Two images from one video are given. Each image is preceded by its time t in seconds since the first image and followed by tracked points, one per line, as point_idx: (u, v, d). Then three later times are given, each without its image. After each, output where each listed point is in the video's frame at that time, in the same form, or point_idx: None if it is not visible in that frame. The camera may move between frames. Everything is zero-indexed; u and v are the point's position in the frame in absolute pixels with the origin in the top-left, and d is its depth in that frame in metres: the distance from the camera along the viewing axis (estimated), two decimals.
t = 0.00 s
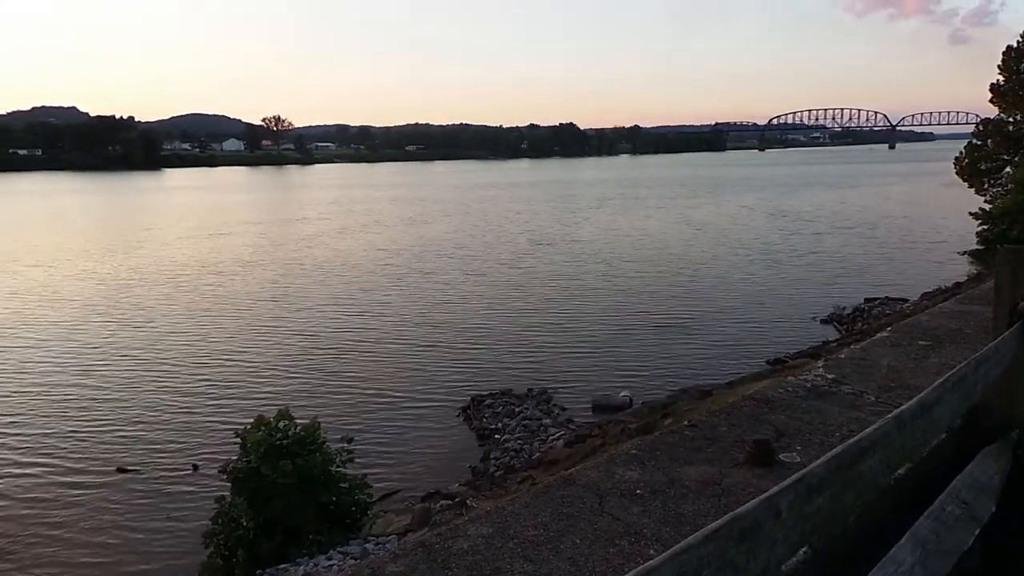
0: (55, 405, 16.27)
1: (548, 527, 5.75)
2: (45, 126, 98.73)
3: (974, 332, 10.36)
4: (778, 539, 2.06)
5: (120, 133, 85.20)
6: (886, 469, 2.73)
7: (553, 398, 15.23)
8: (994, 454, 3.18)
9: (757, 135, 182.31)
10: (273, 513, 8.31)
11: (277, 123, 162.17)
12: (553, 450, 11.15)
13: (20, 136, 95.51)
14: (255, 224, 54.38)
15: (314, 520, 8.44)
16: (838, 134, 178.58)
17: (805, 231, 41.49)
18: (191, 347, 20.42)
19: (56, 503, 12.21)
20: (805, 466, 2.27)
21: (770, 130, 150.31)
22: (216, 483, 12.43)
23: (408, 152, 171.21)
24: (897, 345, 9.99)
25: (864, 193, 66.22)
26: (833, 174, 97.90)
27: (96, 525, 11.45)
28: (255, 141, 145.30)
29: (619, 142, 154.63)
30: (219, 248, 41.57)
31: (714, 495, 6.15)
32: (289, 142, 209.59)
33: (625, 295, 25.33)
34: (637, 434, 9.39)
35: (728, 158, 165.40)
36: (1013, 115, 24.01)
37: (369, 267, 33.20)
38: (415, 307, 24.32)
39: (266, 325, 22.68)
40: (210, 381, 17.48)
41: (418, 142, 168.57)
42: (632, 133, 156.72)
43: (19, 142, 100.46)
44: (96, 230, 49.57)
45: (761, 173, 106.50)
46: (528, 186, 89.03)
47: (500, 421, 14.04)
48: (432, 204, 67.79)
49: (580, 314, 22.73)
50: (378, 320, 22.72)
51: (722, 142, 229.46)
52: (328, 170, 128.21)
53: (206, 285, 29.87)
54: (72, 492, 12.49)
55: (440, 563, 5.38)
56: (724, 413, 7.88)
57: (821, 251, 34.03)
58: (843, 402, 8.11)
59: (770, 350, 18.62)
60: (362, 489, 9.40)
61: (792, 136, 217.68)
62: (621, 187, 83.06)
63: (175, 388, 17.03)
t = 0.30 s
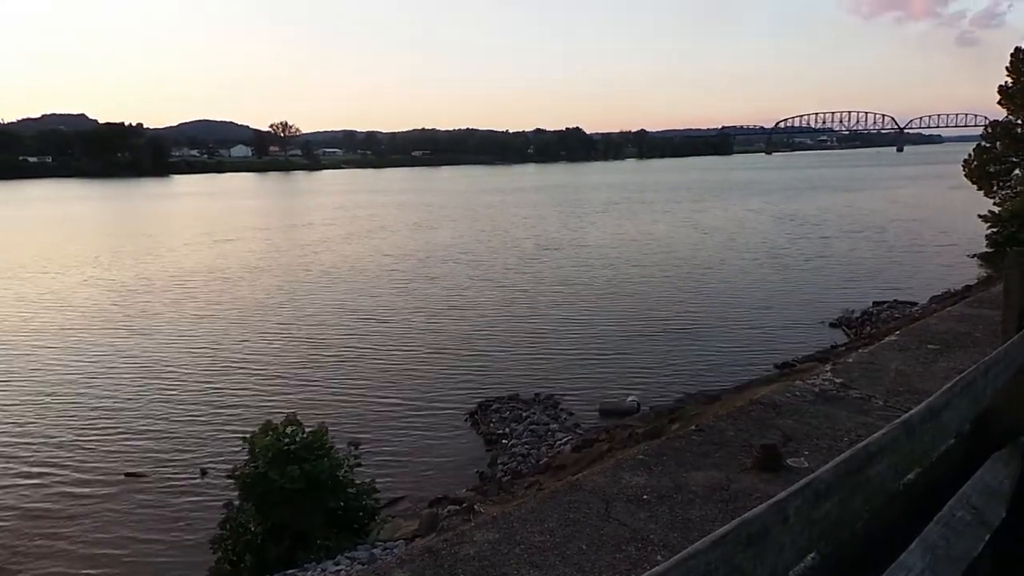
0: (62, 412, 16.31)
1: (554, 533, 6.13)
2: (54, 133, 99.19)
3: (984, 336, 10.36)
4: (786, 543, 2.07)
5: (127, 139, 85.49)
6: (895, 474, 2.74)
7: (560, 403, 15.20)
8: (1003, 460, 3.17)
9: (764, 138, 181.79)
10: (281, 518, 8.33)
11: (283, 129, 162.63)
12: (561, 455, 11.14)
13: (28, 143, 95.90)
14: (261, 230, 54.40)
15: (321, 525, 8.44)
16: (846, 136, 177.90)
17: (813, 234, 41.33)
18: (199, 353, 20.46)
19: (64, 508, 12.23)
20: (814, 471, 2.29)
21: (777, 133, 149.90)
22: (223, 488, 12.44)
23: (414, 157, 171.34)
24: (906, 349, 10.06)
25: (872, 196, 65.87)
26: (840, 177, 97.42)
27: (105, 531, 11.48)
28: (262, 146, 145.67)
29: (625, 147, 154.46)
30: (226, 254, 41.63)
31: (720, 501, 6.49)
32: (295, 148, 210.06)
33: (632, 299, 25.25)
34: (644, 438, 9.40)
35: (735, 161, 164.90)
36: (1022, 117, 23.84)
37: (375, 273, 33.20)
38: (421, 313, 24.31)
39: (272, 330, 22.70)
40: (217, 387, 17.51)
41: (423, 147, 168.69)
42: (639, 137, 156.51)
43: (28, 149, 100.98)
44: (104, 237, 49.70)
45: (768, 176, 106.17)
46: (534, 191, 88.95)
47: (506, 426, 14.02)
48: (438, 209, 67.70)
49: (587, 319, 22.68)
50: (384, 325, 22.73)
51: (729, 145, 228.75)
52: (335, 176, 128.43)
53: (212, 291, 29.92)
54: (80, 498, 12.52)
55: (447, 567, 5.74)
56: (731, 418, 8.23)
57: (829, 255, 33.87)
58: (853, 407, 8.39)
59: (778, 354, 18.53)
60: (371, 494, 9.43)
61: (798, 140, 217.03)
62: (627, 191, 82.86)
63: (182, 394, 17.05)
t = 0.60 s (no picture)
0: (72, 412, 16.38)
1: (560, 535, 6.15)
2: (65, 135, 99.73)
3: (993, 341, 10.29)
4: (794, 547, 2.09)
5: (138, 140, 85.87)
6: (905, 478, 2.74)
7: (568, 405, 15.20)
8: (1013, 465, 3.16)
9: (773, 140, 181.32)
10: (289, 519, 8.36)
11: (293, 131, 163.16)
12: (568, 457, 11.12)
13: (40, 145, 96.67)
14: (270, 232, 54.50)
15: (329, 526, 8.47)
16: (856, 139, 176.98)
17: (823, 237, 41.12)
18: (208, 354, 20.57)
19: (75, 507, 12.32)
20: (820, 476, 2.31)
21: (786, 135, 149.38)
22: (232, 488, 12.50)
23: (423, 159, 171.65)
24: (915, 354, 10.00)
25: (882, 198, 65.53)
26: (850, 179, 96.86)
27: (115, 530, 11.55)
28: (272, 148, 146.31)
29: (634, 149, 154.31)
30: (235, 255, 41.82)
31: (727, 504, 6.48)
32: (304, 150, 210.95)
33: (640, 301, 25.22)
34: (652, 441, 9.38)
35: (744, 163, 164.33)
36: None
37: (384, 274, 33.27)
38: (430, 314, 24.35)
39: (281, 332, 22.78)
40: (226, 388, 17.59)
41: (432, 150, 169.07)
42: (647, 139, 156.11)
43: (40, 151, 101.62)
44: (114, 239, 49.92)
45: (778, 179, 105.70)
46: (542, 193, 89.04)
47: (514, 428, 14.00)
48: (446, 211, 67.70)
49: (595, 320, 22.66)
50: (393, 327, 22.78)
51: (738, 148, 228.34)
52: (344, 178, 128.74)
53: (222, 292, 30.06)
54: (91, 497, 12.60)
55: (452, 569, 5.77)
56: (740, 421, 8.22)
57: (838, 258, 33.71)
58: (863, 410, 8.35)
59: (787, 357, 18.48)
60: (378, 495, 9.46)
61: (808, 141, 216.42)
62: (636, 193, 82.76)
63: (190, 395, 17.10)
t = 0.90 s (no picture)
0: (90, 411, 16.55)
1: (575, 535, 6.14)
2: (83, 135, 100.59)
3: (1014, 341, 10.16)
4: (809, 551, 2.23)
5: (155, 141, 86.47)
6: (926, 478, 2.78)
7: (582, 404, 15.17)
8: None
9: (789, 138, 180.03)
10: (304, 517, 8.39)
11: (308, 130, 163.68)
12: (582, 456, 11.10)
13: (60, 147, 97.66)
14: (285, 231, 54.68)
15: (344, 525, 8.49)
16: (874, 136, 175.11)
17: (839, 236, 40.79)
18: (225, 353, 20.72)
19: (93, 504, 12.45)
20: (837, 478, 2.41)
21: (803, 133, 148.24)
22: (248, 486, 12.58)
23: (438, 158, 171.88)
24: (934, 354, 9.89)
25: (900, 197, 64.85)
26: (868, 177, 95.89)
27: (132, 526, 11.66)
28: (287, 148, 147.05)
29: (649, 148, 153.75)
30: (250, 255, 42.07)
31: (744, 505, 6.44)
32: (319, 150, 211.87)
33: (655, 301, 25.12)
34: (666, 441, 9.35)
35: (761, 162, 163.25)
36: None
37: (398, 274, 33.36)
38: (444, 314, 24.38)
39: (296, 331, 22.90)
40: (242, 387, 17.71)
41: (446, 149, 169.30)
42: (662, 138, 155.32)
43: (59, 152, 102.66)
44: (132, 239, 50.30)
45: (795, 176, 104.73)
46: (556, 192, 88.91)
47: (528, 427, 14.00)
48: (461, 211, 67.68)
49: (609, 320, 22.60)
50: (407, 326, 22.83)
51: (754, 146, 227.04)
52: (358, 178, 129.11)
53: (237, 292, 30.24)
54: (109, 494, 12.73)
55: (466, 568, 5.79)
56: (757, 421, 8.18)
57: (855, 257, 33.41)
58: (881, 411, 8.28)
59: (803, 357, 18.34)
60: (393, 494, 9.48)
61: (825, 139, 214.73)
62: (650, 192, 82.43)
63: (206, 394, 17.20)
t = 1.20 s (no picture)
0: (110, 410, 16.74)
1: (591, 535, 6.11)
2: (101, 136, 101.48)
3: None
4: (830, 551, 2.20)
5: (172, 142, 87.14)
6: (946, 478, 2.75)
7: (597, 403, 15.16)
8: None
9: (806, 134, 178.88)
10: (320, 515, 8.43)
11: (322, 130, 164.31)
12: (598, 455, 11.08)
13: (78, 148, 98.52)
14: (300, 231, 54.92)
15: (360, 523, 8.53)
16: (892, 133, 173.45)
17: (857, 233, 40.43)
18: (241, 352, 20.86)
19: (113, 502, 12.58)
20: (858, 478, 2.39)
21: (820, 129, 147.14)
22: (265, 484, 12.67)
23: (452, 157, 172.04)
24: (955, 354, 9.81)
25: (920, 193, 64.23)
26: (885, 174, 95.03)
27: (151, 524, 11.77)
28: (302, 149, 147.82)
29: (664, 145, 153.16)
30: (266, 254, 42.33)
31: (761, 505, 6.39)
32: (335, 150, 212.71)
33: (670, 299, 25.04)
34: (683, 439, 9.31)
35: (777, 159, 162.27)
36: None
37: (413, 273, 33.45)
38: (459, 313, 24.42)
39: (312, 330, 23.03)
40: (260, 386, 17.82)
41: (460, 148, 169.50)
42: (677, 135, 154.67)
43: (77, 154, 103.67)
44: (149, 240, 50.69)
45: (811, 173, 103.98)
46: (571, 190, 88.76)
47: (544, 425, 13.99)
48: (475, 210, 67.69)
49: (625, 318, 22.54)
50: (421, 325, 22.89)
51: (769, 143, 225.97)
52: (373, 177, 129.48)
53: (254, 291, 30.43)
54: (129, 492, 12.86)
55: (481, 567, 5.78)
56: (775, 419, 8.13)
57: (874, 255, 33.13)
58: (901, 409, 8.21)
59: (821, 355, 18.22)
60: (410, 492, 9.50)
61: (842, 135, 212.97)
62: (666, 189, 82.10)
63: (223, 393, 17.34)
